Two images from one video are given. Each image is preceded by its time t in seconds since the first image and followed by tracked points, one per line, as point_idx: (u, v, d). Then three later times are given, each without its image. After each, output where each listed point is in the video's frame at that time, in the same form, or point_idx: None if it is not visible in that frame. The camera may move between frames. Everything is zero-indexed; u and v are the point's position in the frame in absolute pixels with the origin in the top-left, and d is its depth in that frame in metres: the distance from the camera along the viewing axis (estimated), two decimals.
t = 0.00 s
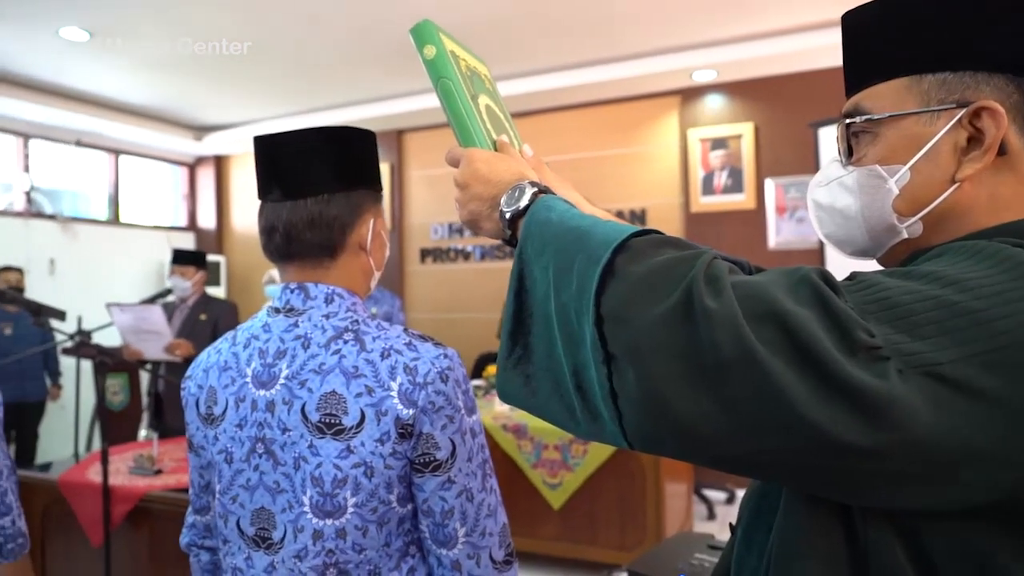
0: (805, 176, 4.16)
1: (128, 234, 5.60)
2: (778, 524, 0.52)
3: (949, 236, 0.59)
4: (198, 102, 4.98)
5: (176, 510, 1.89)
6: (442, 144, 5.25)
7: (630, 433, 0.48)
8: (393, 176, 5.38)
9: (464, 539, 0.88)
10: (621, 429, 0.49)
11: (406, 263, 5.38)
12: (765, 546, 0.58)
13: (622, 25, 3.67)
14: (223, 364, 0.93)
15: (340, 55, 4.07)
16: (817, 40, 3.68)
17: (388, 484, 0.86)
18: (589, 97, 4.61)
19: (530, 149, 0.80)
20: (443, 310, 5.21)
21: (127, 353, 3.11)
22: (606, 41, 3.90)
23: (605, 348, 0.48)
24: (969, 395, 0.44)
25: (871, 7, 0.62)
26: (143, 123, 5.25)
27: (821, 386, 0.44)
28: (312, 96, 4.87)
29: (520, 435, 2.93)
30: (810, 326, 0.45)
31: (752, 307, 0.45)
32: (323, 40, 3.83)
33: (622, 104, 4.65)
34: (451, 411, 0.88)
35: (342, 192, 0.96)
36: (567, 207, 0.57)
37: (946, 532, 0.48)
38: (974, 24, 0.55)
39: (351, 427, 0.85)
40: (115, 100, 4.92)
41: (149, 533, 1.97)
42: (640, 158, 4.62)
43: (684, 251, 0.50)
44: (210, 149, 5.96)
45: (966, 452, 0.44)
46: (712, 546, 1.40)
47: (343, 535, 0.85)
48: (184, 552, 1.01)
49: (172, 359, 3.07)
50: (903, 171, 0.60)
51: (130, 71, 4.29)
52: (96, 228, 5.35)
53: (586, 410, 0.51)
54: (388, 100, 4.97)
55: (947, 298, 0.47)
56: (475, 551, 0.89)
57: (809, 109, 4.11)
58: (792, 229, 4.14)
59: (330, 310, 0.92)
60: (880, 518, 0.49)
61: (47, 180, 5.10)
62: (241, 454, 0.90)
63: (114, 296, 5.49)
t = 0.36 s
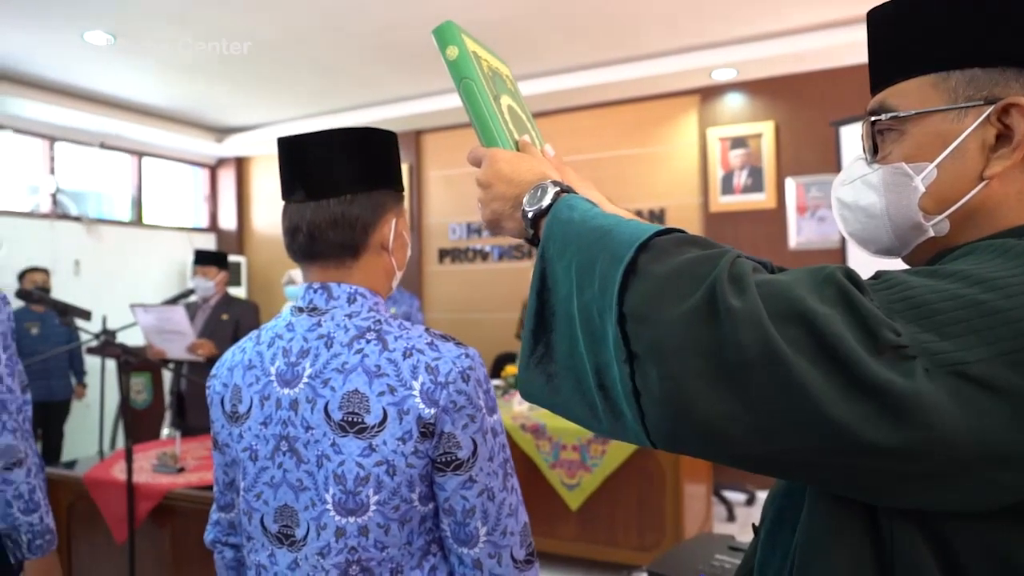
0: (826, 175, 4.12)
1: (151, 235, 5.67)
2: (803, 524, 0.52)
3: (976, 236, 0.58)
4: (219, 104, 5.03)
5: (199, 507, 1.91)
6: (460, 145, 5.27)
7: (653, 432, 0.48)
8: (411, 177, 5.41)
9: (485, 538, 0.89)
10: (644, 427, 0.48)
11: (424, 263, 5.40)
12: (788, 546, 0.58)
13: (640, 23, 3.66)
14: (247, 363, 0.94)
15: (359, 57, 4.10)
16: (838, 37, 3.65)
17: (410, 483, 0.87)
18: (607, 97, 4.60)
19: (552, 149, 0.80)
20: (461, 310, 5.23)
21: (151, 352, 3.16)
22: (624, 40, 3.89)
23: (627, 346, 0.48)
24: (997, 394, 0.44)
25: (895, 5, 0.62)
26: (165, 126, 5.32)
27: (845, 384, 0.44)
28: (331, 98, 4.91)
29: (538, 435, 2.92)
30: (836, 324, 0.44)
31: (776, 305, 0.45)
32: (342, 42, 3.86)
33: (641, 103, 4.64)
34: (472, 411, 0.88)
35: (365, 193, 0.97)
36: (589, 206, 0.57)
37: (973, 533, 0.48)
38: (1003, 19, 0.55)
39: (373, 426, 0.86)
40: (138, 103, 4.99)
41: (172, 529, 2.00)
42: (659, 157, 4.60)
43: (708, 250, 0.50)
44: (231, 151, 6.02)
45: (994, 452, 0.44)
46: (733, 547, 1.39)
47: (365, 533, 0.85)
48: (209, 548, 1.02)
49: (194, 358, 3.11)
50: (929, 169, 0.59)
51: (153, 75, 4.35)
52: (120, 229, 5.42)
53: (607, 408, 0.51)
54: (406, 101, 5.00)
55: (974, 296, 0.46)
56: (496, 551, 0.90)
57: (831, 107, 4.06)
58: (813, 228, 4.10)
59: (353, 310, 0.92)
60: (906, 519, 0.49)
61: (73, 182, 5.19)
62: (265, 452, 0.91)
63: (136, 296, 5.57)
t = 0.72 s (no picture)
0: (850, 175, 4.07)
1: (175, 237, 5.75)
2: (836, 530, 0.51)
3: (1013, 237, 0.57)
4: (242, 107, 5.09)
5: (223, 506, 1.93)
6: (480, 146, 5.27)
7: (682, 437, 0.48)
8: (432, 178, 5.42)
9: (510, 541, 0.89)
10: (673, 432, 0.48)
11: (444, 265, 5.42)
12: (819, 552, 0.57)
13: (661, 24, 3.64)
14: (274, 364, 0.95)
15: (379, 59, 4.12)
16: (862, 36, 3.60)
17: (435, 484, 0.87)
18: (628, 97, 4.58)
19: (577, 152, 0.80)
20: (481, 311, 5.23)
21: (176, 352, 3.20)
22: (645, 40, 3.87)
23: (657, 350, 0.48)
24: None
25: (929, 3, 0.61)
26: (190, 129, 5.40)
27: (881, 388, 0.43)
28: (352, 100, 4.94)
29: (558, 437, 2.91)
30: (872, 328, 0.44)
31: (810, 308, 0.45)
32: (363, 45, 3.88)
33: (661, 104, 4.62)
34: (498, 413, 0.88)
35: (390, 196, 0.97)
36: (617, 209, 0.57)
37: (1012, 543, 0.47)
38: None
39: (399, 427, 0.86)
40: (163, 107, 5.06)
41: (197, 527, 2.02)
42: (680, 158, 4.57)
43: (739, 253, 0.50)
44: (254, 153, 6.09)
45: None
46: (758, 552, 1.37)
47: (391, 534, 0.86)
48: (235, 547, 1.03)
49: (218, 358, 3.14)
50: (964, 168, 0.58)
51: (178, 79, 4.42)
52: (145, 231, 5.50)
53: (636, 412, 0.51)
54: (427, 103, 5.02)
55: (1015, 299, 0.46)
56: (521, 553, 0.90)
57: (855, 107, 4.02)
58: (837, 229, 4.05)
59: (379, 312, 0.93)
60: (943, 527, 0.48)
61: (100, 185, 5.28)
62: (292, 452, 0.91)
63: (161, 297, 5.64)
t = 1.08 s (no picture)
0: (877, 175, 4.00)
1: (202, 238, 5.84)
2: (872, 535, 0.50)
3: None
4: (267, 109, 5.14)
5: (249, 504, 1.95)
6: (503, 147, 5.28)
7: (714, 440, 0.47)
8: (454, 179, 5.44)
9: (538, 542, 0.88)
10: (705, 435, 0.48)
11: (467, 266, 5.43)
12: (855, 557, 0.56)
13: (684, 22, 3.61)
14: (303, 364, 0.96)
15: (403, 61, 4.14)
16: (891, 33, 3.55)
17: (464, 484, 0.87)
18: (652, 97, 4.55)
19: (606, 153, 0.80)
20: (502, 312, 5.23)
21: (203, 351, 3.24)
22: (669, 39, 3.84)
23: (689, 353, 0.48)
24: None
25: None
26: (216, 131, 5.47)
27: (920, 393, 0.42)
28: (375, 102, 4.97)
29: (581, 438, 2.90)
30: (912, 330, 0.43)
31: (847, 310, 0.44)
32: (386, 47, 3.90)
33: (685, 104, 4.59)
34: (527, 414, 0.88)
35: (419, 196, 0.97)
36: (647, 211, 0.56)
37: None
38: None
39: (428, 428, 0.86)
40: (189, 110, 5.13)
41: (222, 524, 2.05)
42: (703, 157, 4.54)
43: (773, 254, 0.49)
44: (278, 155, 6.15)
45: None
46: (786, 556, 1.35)
47: (420, 533, 0.86)
48: (264, 545, 1.04)
49: (244, 357, 3.18)
50: (1011, 158, 0.57)
51: (204, 82, 4.48)
52: (171, 232, 5.58)
53: (666, 418, 0.50)
54: (449, 104, 5.03)
55: None
56: (549, 555, 0.89)
57: (883, 105, 3.95)
58: (864, 229, 4.00)
59: (408, 312, 0.93)
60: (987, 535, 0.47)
61: (128, 187, 5.37)
62: (322, 452, 0.92)
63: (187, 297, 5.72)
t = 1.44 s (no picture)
0: (909, 171, 3.93)
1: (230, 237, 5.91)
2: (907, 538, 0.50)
3: None
4: (293, 109, 5.19)
5: (277, 499, 1.97)
6: (527, 145, 5.27)
7: (744, 442, 0.47)
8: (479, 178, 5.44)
9: (568, 541, 0.88)
10: (734, 436, 0.48)
11: (491, 264, 5.43)
12: (890, 560, 0.55)
13: (711, 18, 3.57)
14: (334, 361, 0.96)
15: (427, 60, 4.15)
16: (924, 27, 3.48)
17: (494, 482, 0.87)
18: (677, 94, 4.52)
19: (632, 155, 0.81)
20: (527, 310, 5.23)
21: (232, 348, 3.28)
22: (695, 35, 3.81)
23: (719, 355, 0.48)
24: None
25: None
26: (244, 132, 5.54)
27: (958, 393, 0.42)
28: (400, 101, 4.99)
29: (607, 437, 2.89)
30: (949, 330, 0.42)
31: (880, 310, 0.44)
32: (411, 46, 3.92)
33: (711, 100, 4.54)
34: (557, 412, 0.88)
35: (449, 192, 0.97)
36: (675, 213, 0.57)
37: None
38: None
39: (458, 425, 0.86)
40: (218, 111, 5.20)
41: (251, 519, 2.08)
42: (730, 154, 4.49)
43: (804, 254, 0.49)
44: (304, 154, 6.21)
45: None
46: (818, 557, 1.33)
47: (450, 530, 0.86)
48: (294, 540, 1.05)
49: (272, 354, 3.21)
50: None
51: (232, 83, 4.53)
52: (201, 232, 5.67)
53: (696, 420, 0.50)
54: (474, 103, 5.04)
55: None
56: (579, 553, 0.89)
57: (915, 100, 3.88)
58: (895, 226, 3.93)
59: (437, 309, 0.93)
60: None
61: (158, 187, 5.46)
62: (351, 448, 0.92)
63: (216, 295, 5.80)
